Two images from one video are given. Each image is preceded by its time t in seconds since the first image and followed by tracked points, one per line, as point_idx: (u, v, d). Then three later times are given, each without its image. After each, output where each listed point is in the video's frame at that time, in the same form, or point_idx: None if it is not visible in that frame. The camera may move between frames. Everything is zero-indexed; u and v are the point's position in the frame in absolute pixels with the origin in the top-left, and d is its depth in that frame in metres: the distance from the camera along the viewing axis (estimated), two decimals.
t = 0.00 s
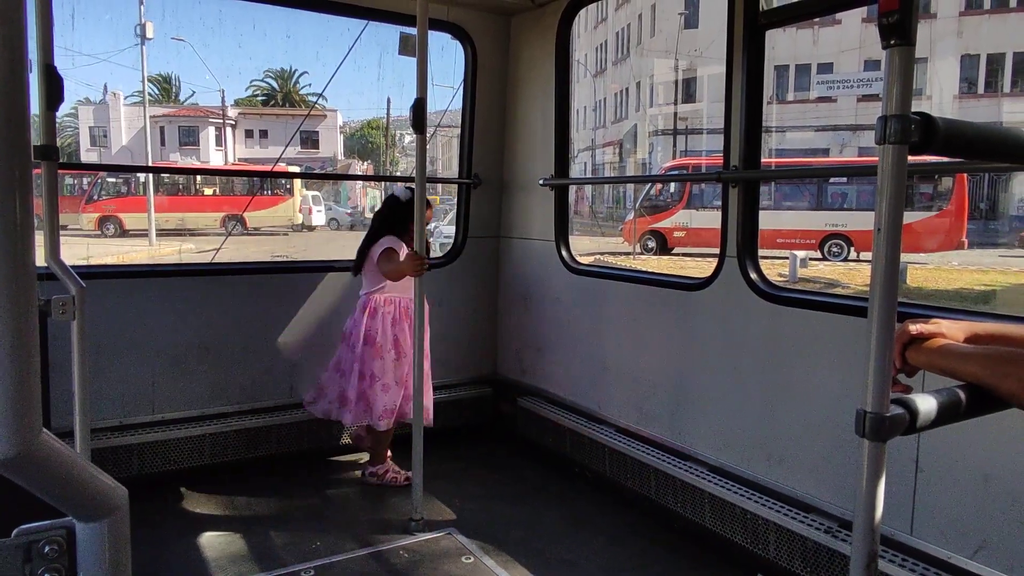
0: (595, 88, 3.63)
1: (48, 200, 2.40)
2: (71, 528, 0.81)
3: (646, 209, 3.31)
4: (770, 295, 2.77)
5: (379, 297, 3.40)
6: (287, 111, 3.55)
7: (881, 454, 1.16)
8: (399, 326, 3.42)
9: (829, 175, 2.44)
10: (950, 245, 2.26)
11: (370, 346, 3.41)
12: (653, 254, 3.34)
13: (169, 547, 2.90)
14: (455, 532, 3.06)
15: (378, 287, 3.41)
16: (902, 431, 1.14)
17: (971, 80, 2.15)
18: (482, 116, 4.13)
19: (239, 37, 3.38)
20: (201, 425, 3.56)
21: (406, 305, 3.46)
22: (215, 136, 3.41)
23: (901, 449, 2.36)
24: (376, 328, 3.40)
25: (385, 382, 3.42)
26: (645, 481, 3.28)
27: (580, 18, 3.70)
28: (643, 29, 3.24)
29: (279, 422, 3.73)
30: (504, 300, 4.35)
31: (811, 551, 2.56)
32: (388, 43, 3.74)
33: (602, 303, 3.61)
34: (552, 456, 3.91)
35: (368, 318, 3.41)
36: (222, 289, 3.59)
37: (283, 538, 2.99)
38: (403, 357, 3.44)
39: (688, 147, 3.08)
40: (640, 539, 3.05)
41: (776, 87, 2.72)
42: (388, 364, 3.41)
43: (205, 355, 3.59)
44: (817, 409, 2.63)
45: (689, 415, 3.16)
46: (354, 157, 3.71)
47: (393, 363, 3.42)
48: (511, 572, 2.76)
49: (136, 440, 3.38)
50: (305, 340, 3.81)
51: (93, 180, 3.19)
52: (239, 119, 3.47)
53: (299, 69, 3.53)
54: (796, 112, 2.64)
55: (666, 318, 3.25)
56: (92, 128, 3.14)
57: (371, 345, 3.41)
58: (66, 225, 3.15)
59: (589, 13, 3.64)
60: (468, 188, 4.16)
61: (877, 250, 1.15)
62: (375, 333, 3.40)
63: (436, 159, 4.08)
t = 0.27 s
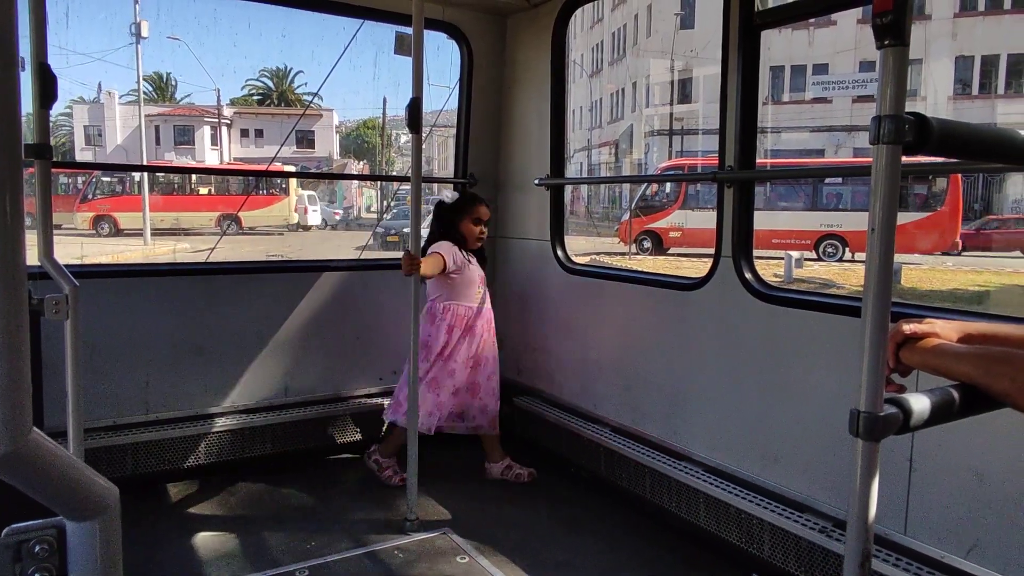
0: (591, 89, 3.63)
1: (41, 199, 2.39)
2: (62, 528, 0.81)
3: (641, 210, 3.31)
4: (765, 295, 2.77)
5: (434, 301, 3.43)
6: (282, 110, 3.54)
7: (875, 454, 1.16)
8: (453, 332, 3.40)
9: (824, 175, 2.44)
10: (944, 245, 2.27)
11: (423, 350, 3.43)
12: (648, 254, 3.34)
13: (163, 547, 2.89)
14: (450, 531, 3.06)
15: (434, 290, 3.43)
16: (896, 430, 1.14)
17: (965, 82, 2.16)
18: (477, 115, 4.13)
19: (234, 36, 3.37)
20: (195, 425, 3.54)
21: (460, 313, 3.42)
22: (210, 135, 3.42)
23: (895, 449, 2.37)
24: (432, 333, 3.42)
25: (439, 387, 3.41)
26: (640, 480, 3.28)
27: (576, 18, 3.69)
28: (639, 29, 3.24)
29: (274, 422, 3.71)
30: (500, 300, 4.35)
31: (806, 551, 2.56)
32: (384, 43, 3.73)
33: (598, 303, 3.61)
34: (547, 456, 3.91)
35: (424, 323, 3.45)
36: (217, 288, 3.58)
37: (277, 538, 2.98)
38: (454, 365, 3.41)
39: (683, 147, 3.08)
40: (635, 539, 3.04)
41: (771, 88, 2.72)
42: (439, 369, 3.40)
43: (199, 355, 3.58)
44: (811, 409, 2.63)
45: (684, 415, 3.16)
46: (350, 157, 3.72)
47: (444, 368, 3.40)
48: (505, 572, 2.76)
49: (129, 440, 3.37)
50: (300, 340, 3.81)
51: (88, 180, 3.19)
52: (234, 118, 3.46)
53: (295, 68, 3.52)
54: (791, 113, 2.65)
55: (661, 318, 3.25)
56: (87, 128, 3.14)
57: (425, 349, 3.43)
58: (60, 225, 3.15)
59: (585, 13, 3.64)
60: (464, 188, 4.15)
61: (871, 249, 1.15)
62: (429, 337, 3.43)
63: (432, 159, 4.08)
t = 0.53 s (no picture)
0: (588, 88, 3.63)
1: (35, 198, 2.39)
2: (52, 530, 0.81)
3: (637, 210, 3.31)
4: (760, 295, 2.78)
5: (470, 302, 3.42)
6: (278, 109, 3.54)
7: (868, 454, 1.16)
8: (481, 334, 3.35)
9: (819, 175, 2.45)
10: (939, 246, 2.28)
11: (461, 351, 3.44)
12: (643, 254, 3.33)
13: (157, 547, 2.89)
14: (445, 532, 3.06)
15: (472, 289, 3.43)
16: (889, 431, 1.14)
17: (960, 82, 2.16)
18: (474, 115, 4.13)
19: (229, 36, 3.37)
20: (190, 425, 3.54)
21: (490, 314, 3.35)
22: (207, 135, 3.40)
23: (890, 449, 2.37)
24: (465, 334, 3.41)
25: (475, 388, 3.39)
26: (635, 480, 3.28)
27: (573, 17, 3.69)
28: (635, 29, 3.24)
29: (269, 422, 3.71)
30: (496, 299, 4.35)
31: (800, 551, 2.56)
32: (380, 43, 3.73)
33: (594, 303, 3.61)
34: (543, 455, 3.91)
35: (462, 324, 3.45)
36: (212, 288, 3.58)
37: (271, 538, 2.98)
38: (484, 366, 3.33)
39: (680, 147, 3.08)
40: (630, 539, 3.04)
41: (767, 88, 2.72)
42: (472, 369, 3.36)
43: (195, 355, 3.57)
44: (806, 409, 2.64)
45: (679, 415, 3.16)
46: (346, 156, 3.71)
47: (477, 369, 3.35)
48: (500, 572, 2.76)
49: (124, 441, 3.37)
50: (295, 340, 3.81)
51: (83, 179, 3.18)
52: (231, 117, 3.46)
53: (291, 67, 3.52)
54: (787, 113, 2.65)
55: (657, 318, 3.25)
56: (82, 126, 3.13)
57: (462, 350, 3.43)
58: (55, 224, 3.12)
59: (582, 13, 3.63)
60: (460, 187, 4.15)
61: (865, 250, 1.15)
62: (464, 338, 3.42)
63: (429, 159, 4.07)
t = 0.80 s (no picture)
0: (586, 88, 3.63)
1: (31, 197, 2.38)
2: (49, 530, 0.81)
3: (635, 209, 3.31)
4: (757, 295, 2.78)
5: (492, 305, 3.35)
6: (276, 109, 3.54)
7: (865, 455, 1.16)
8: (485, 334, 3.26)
9: (816, 176, 2.46)
10: (936, 246, 2.28)
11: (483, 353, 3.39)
12: (642, 254, 3.34)
13: (155, 547, 2.88)
14: (442, 531, 3.06)
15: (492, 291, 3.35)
16: (886, 431, 1.14)
17: (958, 83, 2.16)
18: (472, 115, 4.12)
19: (227, 35, 3.37)
20: (188, 425, 3.53)
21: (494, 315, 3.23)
22: (204, 134, 3.39)
23: (888, 449, 2.37)
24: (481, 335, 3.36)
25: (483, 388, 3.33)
26: (633, 480, 3.28)
27: (571, 17, 3.69)
28: (633, 29, 3.24)
29: (267, 421, 3.71)
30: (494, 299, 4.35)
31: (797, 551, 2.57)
32: (378, 42, 3.73)
33: (592, 303, 3.61)
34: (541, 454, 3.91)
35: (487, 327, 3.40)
36: (209, 287, 3.57)
37: (269, 538, 2.98)
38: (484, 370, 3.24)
39: (678, 147, 3.08)
40: (628, 539, 3.04)
41: (764, 89, 2.72)
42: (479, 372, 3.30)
43: (192, 354, 3.57)
44: (803, 409, 2.64)
45: (677, 415, 3.16)
46: (344, 156, 3.71)
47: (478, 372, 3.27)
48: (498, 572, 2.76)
49: (122, 440, 3.36)
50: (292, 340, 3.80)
51: (80, 178, 3.16)
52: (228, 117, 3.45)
53: (289, 67, 3.52)
54: (785, 113, 2.65)
55: (655, 318, 3.25)
56: (80, 126, 3.11)
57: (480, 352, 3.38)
58: (52, 223, 3.14)
59: (580, 12, 3.64)
60: (458, 187, 4.15)
61: (862, 250, 1.15)
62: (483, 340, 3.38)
63: (427, 158, 4.08)
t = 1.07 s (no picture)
0: (584, 87, 3.62)
1: (29, 195, 2.38)
2: (47, 527, 0.81)
3: (634, 208, 3.31)
4: (755, 293, 2.78)
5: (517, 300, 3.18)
6: (274, 107, 3.53)
7: (863, 453, 1.17)
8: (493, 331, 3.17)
9: (813, 175, 2.46)
10: (934, 245, 2.28)
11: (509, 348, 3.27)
12: (640, 252, 3.35)
13: (153, 545, 2.88)
14: (441, 529, 3.06)
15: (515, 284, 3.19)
16: (885, 428, 1.14)
17: (956, 82, 2.16)
18: (470, 113, 4.12)
19: (225, 33, 3.37)
20: (186, 423, 3.53)
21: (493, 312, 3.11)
22: (202, 132, 3.39)
23: (886, 447, 2.37)
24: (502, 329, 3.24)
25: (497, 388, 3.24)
26: (631, 479, 3.28)
27: (570, 16, 3.69)
28: (632, 28, 3.24)
29: (265, 420, 3.71)
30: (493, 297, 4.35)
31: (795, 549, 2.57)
32: (376, 40, 3.72)
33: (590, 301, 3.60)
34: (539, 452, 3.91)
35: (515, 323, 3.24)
36: (207, 286, 3.57)
37: (267, 536, 2.97)
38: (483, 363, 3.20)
39: (676, 146, 3.09)
40: (626, 536, 3.04)
41: (763, 87, 2.72)
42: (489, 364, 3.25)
43: (190, 353, 3.57)
44: (800, 408, 2.65)
45: (675, 413, 3.16)
46: (342, 154, 3.70)
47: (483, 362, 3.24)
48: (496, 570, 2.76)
49: (120, 438, 3.36)
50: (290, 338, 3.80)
51: (78, 176, 3.15)
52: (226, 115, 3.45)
53: (287, 65, 3.51)
54: (784, 112, 2.65)
55: (653, 317, 3.25)
56: (77, 123, 3.09)
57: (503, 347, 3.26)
58: (49, 221, 3.15)
59: (578, 11, 3.63)
60: (456, 185, 4.15)
61: (861, 248, 1.15)
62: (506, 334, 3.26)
63: (426, 157, 4.08)
